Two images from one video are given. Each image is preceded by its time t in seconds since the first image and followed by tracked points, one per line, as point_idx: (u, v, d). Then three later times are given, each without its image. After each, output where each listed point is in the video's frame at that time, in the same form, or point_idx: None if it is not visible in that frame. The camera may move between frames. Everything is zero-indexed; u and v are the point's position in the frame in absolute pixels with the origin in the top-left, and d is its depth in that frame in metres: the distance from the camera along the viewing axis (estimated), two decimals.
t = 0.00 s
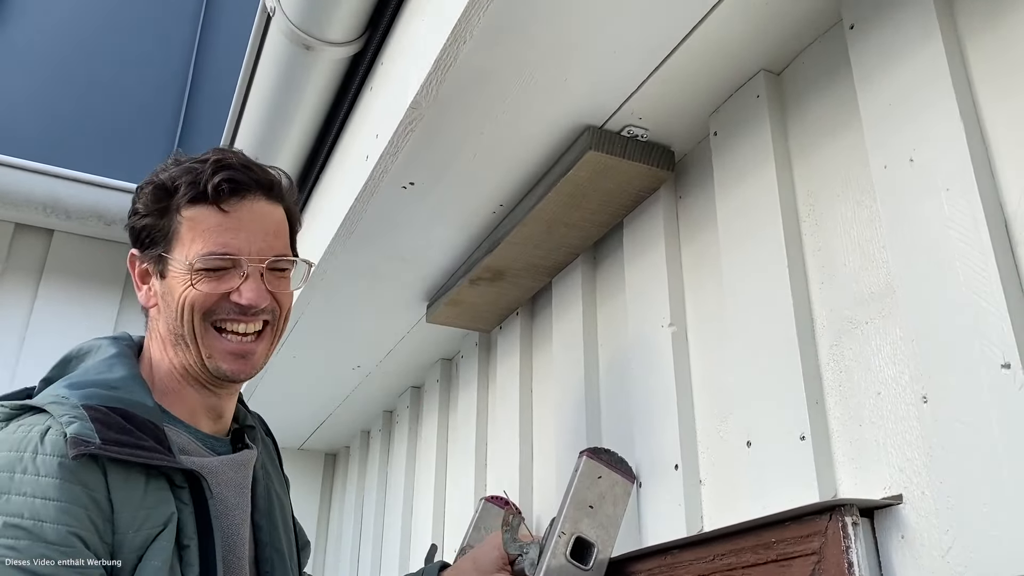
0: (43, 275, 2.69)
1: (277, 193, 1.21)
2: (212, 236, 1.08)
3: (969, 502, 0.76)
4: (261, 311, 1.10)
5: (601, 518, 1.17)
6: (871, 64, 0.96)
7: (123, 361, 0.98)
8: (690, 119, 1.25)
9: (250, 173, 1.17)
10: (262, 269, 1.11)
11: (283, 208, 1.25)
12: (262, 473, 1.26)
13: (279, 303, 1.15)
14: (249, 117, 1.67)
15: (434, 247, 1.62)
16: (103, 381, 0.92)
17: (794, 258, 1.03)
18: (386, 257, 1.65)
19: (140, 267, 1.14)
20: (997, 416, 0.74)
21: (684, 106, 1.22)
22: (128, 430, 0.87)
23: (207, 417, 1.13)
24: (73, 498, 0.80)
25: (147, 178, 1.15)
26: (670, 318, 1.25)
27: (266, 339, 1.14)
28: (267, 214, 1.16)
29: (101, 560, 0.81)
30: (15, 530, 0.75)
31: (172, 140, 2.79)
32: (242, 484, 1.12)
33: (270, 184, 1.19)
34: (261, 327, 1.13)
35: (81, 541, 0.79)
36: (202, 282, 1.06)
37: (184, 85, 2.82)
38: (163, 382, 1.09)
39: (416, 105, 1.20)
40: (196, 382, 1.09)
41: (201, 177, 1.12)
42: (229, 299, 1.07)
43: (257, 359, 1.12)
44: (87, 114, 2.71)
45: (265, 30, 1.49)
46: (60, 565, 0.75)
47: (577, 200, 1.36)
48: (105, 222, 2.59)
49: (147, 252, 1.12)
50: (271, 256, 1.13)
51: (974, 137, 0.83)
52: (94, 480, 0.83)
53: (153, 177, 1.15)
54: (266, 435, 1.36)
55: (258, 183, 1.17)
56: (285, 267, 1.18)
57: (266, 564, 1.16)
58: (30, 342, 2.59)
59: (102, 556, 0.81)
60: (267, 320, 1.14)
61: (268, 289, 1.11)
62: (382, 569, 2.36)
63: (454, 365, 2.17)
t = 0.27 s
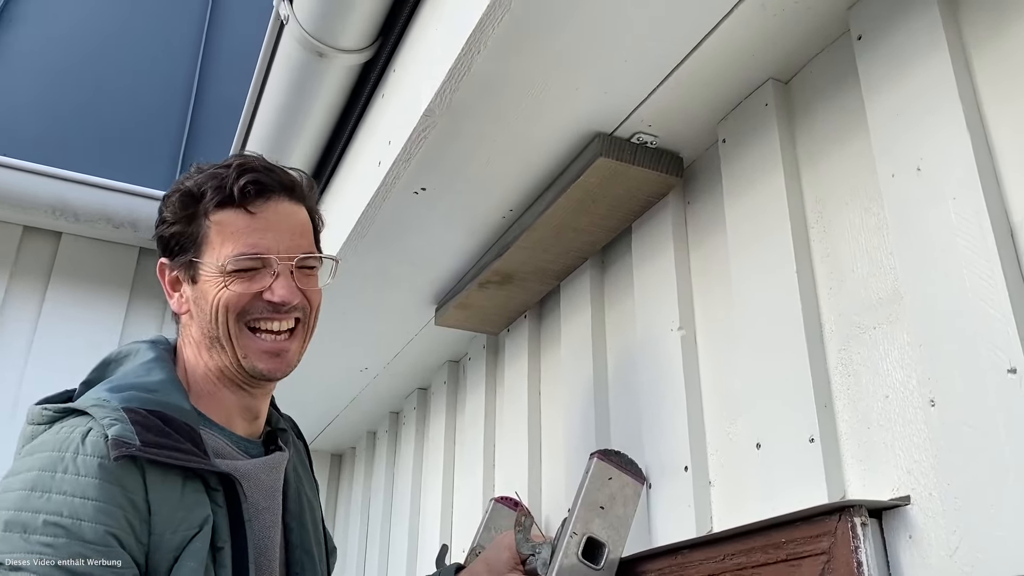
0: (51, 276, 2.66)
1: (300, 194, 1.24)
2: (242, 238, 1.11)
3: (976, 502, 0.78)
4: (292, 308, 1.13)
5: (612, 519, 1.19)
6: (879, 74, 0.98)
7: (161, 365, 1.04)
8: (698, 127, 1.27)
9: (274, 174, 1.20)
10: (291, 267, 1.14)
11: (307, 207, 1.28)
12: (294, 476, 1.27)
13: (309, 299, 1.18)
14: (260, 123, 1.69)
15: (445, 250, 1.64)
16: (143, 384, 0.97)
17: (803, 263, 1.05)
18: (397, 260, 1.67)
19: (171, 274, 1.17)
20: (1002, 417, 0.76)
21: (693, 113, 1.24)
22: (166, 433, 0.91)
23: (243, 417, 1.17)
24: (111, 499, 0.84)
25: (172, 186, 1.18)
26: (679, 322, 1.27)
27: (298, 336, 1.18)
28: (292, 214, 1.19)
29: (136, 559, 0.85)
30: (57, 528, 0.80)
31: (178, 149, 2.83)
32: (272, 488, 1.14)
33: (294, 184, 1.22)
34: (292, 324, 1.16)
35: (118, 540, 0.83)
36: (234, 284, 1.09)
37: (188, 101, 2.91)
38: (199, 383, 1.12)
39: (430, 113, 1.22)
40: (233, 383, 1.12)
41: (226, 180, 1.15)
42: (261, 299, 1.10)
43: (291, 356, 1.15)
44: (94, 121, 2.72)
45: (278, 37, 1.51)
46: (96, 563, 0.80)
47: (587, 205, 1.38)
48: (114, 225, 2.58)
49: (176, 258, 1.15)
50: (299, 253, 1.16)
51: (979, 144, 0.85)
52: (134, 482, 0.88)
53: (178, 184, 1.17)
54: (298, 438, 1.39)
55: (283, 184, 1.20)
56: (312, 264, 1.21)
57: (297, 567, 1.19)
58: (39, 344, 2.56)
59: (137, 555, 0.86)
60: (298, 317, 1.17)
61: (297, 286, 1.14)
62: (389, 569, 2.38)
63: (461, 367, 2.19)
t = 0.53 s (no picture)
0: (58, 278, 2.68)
1: (340, 206, 1.26)
2: (280, 247, 1.14)
3: (976, 506, 0.80)
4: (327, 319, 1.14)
5: (619, 521, 1.21)
6: (881, 86, 1.00)
7: (191, 370, 1.06)
8: (703, 135, 1.29)
9: (316, 185, 1.22)
10: (328, 278, 1.16)
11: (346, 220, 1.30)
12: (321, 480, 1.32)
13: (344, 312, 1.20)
14: (267, 130, 1.71)
15: (451, 255, 1.66)
16: (177, 390, 0.99)
17: (807, 271, 1.07)
18: (404, 265, 1.69)
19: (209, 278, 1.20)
20: (1002, 424, 0.78)
21: (698, 122, 1.26)
22: (199, 441, 0.93)
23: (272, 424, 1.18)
24: (144, 505, 0.86)
25: (216, 193, 1.22)
26: (684, 327, 1.29)
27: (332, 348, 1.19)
28: (331, 226, 1.21)
29: (166, 563, 0.88)
30: (93, 533, 0.83)
31: (183, 157, 2.93)
32: (299, 492, 1.19)
33: (334, 197, 1.25)
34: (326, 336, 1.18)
35: (149, 546, 0.86)
36: (271, 291, 1.11)
37: (190, 115, 3.04)
38: (232, 387, 1.15)
39: (438, 122, 1.24)
40: (264, 390, 1.14)
41: (268, 190, 1.18)
42: (297, 308, 1.12)
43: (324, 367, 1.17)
44: (100, 135, 2.81)
45: (287, 46, 1.53)
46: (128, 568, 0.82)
47: (593, 211, 1.40)
48: (121, 228, 2.59)
49: (216, 262, 1.18)
50: (337, 266, 1.18)
51: (980, 156, 0.87)
52: (167, 488, 0.90)
53: (223, 191, 1.21)
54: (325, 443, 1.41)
55: (323, 196, 1.23)
56: (349, 275, 1.23)
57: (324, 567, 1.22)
58: (46, 345, 2.58)
59: (167, 559, 0.88)
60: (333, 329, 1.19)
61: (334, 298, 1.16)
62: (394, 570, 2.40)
63: (466, 369, 2.21)
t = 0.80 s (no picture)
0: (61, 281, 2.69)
1: (365, 217, 1.27)
2: (301, 256, 1.15)
3: (975, 513, 0.81)
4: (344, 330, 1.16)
5: (621, 525, 1.22)
6: (881, 96, 1.01)
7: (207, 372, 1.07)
8: (705, 143, 1.31)
9: (340, 195, 1.23)
10: (346, 289, 1.17)
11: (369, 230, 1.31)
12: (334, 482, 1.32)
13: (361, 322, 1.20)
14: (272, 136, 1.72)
15: (454, 260, 1.67)
16: (190, 393, 1.01)
17: (807, 278, 1.09)
18: (407, 269, 1.70)
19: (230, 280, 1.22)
20: (999, 431, 0.80)
21: (700, 130, 1.27)
22: (212, 444, 0.95)
23: (283, 427, 1.20)
24: (157, 508, 0.88)
25: (244, 196, 1.24)
26: (686, 333, 1.30)
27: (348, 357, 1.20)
28: (354, 236, 1.22)
29: (178, 565, 0.89)
30: (106, 534, 0.84)
31: (185, 162, 2.94)
32: (309, 495, 1.19)
33: (359, 208, 1.25)
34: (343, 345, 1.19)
35: (161, 548, 0.87)
36: (289, 299, 1.13)
37: (194, 119, 3.05)
38: (246, 389, 1.17)
39: (442, 130, 1.25)
40: (278, 394, 1.16)
41: (293, 198, 1.19)
42: (313, 317, 1.13)
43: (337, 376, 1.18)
44: (104, 134, 2.82)
45: (292, 53, 1.54)
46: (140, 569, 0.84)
47: (594, 218, 1.41)
48: (125, 231, 2.61)
49: (238, 265, 1.21)
50: (356, 276, 1.19)
51: (978, 168, 0.88)
52: (179, 491, 0.91)
53: (249, 196, 1.23)
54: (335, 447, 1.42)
55: (348, 206, 1.24)
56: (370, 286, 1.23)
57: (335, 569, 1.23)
58: (50, 347, 2.60)
59: (179, 561, 0.89)
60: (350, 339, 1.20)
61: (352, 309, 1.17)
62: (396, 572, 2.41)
63: (468, 373, 2.22)
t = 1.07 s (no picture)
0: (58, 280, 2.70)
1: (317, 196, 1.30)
2: (259, 235, 1.17)
3: (956, 506, 0.82)
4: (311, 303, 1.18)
5: (611, 521, 1.23)
6: (866, 95, 1.02)
7: (184, 371, 1.10)
8: (694, 142, 1.32)
9: (291, 175, 1.26)
10: (307, 263, 1.19)
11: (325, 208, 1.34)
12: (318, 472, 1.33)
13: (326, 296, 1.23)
14: (266, 135, 1.73)
15: (447, 258, 1.68)
16: (162, 387, 1.03)
17: (794, 275, 1.10)
18: (401, 268, 1.71)
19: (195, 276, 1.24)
20: (979, 425, 0.80)
21: (689, 129, 1.28)
22: (183, 433, 0.96)
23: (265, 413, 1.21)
24: (128, 495, 0.89)
25: (194, 190, 1.25)
26: (675, 330, 1.31)
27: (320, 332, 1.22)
28: (308, 213, 1.25)
29: (153, 552, 0.91)
30: (75, 522, 0.86)
31: (182, 160, 2.95)
32: (291, 483, 1.19)
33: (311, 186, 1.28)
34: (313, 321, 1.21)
35: (134, 534, 0.88)
36: (253, 279, 1.15)
37: (190, 118, 3.06)
38: (223, 378, 1.18)
39: (434, 128, 1.26)
40: (256, 378, 1.17)
41: (244, 182, 1.21)
42: (279, 295, 1.15)
43: (313, 350, 1.20)
44: (101, 130, 2.83)
45: (285, 52, 1.55)
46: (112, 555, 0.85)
47: (585, 216, 1.42)
48: (121, 231, 2.61)
49: (199, 259, 1.22)
50: (315, 250, 1.22)
51: (960, 166, 0.89)
52: (150, 478, 0.93)
53: (200, 188, 1.25)
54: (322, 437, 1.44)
55: (300, 185, 1.26)
56: (330, 261, 1.26)
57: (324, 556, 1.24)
58: (47, 346, 2.60)
59: (153, 547, 0.91)
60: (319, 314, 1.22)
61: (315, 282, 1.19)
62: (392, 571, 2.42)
63: (463, 371, 2.23)
